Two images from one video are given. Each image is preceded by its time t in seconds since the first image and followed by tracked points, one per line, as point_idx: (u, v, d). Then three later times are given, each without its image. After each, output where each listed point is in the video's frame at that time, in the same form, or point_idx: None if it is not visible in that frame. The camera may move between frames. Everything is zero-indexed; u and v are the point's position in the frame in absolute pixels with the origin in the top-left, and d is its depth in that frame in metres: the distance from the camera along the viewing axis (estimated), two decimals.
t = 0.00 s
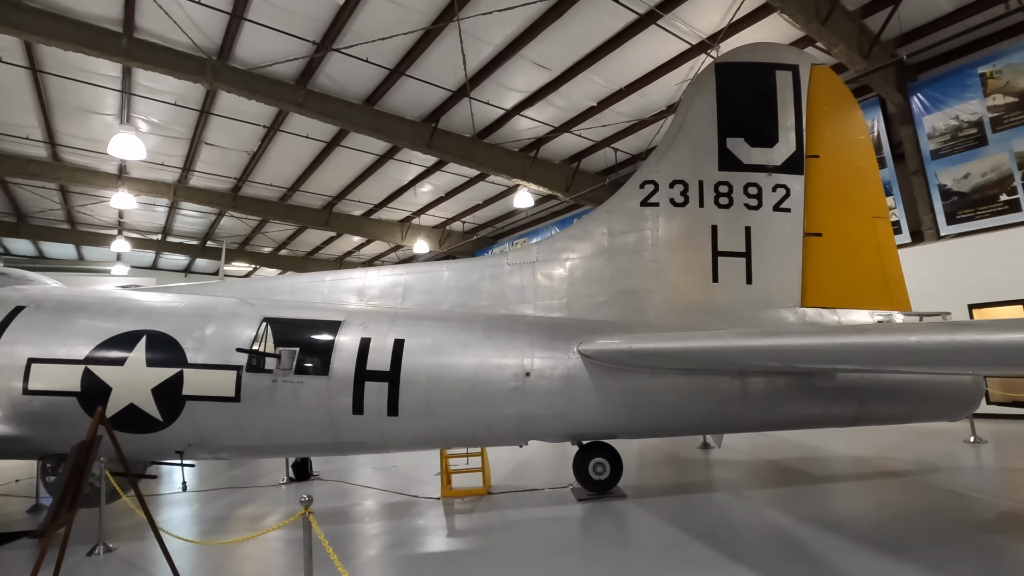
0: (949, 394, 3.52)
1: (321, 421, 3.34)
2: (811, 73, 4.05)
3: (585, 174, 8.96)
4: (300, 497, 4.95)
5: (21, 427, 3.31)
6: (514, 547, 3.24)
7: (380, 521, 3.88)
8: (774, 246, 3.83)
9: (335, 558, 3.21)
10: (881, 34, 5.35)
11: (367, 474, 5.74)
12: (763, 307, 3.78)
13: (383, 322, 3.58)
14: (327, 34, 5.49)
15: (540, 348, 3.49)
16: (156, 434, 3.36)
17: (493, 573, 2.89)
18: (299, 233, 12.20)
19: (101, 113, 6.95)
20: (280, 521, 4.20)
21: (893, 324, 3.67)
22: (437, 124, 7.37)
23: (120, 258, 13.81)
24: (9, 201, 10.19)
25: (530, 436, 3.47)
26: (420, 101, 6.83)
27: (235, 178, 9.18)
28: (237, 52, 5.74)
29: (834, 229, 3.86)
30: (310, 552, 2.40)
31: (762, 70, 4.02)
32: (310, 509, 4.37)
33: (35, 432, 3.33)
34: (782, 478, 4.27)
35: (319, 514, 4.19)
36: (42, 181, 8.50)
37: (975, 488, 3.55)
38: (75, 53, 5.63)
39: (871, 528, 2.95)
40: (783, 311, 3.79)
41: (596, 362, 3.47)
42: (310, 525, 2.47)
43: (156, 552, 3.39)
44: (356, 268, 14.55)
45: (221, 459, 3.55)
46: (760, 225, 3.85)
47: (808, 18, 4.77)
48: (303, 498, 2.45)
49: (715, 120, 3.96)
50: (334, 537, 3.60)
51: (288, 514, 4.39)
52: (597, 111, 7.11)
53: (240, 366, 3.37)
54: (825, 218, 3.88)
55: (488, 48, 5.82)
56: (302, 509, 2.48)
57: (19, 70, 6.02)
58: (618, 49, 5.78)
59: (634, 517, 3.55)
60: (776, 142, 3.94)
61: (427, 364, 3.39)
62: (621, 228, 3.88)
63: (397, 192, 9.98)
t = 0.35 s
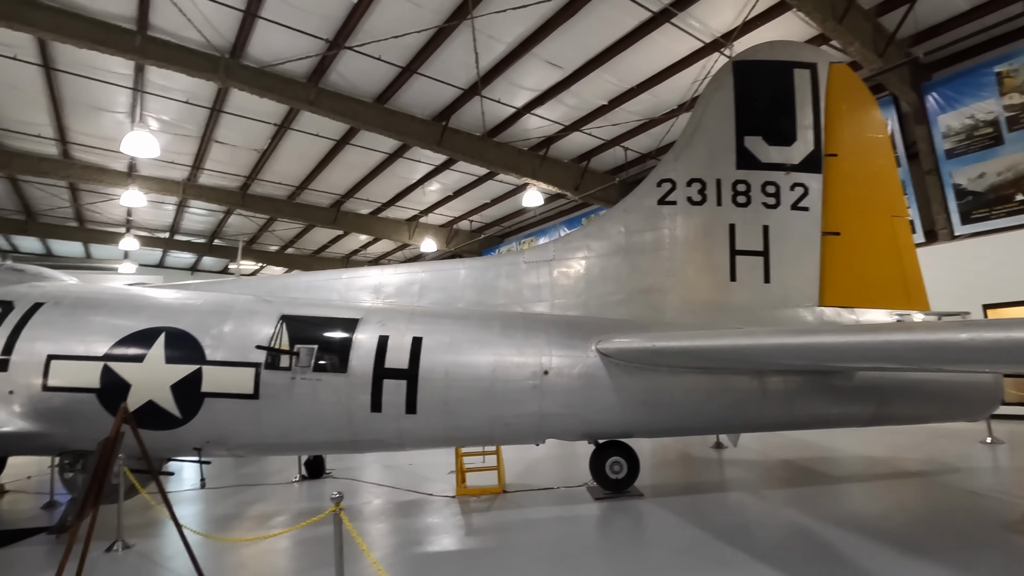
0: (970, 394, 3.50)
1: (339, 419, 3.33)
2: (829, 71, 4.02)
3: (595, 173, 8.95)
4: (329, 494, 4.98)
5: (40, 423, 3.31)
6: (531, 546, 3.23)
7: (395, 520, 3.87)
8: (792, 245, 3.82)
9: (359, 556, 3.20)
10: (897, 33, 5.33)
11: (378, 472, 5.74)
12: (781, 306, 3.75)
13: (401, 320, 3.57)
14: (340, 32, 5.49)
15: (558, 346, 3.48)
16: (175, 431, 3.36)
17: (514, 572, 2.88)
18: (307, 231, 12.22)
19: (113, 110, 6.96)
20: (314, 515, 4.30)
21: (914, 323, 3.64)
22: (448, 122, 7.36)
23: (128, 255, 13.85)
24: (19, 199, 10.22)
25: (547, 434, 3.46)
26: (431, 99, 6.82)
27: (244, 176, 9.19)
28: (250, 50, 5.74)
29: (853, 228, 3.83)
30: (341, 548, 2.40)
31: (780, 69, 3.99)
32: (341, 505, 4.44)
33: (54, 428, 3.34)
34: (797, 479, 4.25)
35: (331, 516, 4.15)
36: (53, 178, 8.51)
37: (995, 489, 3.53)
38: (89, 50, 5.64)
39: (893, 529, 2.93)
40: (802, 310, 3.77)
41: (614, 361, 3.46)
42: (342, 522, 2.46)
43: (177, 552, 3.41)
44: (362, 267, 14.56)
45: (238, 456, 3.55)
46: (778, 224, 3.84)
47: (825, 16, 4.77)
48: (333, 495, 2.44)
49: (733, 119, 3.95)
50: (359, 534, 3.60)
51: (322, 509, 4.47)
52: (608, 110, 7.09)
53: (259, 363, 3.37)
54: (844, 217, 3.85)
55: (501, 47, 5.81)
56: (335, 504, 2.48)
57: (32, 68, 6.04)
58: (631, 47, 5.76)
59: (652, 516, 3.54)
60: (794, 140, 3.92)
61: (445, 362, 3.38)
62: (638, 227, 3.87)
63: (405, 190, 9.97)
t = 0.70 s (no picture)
0: (993, 393, 3.45)
1: (355, 415, 3.31)
2: (849, 67, 3.99)
3: (603, 171, 8.92)
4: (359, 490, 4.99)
5: (56, 418, 3.29)
6: (550, 545, 3.20)
7: (413, 516, 3.87)
8: (812, 242, 3.78)
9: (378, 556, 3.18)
10: (913, 30, 5.31)
11: (389, 470, 5.71)
12: (800, 303, 3.72)
13: (417, 316, 3.54)
14: (352, 27, 5.46)
15: (576, 343, 3.46)
16: (191, 427, 3.33)
17: (535, 571, 2.86)
18: (313, 229, 12.20)
19: (122, 106, 6.94)
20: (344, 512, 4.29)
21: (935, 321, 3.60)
22: (457, 119, 7.33)
23: (133, 252, 13.84)
24: (26, 195, 10.21)
25: (565, 432, 3.44)
26: (441, 95, 6.79)
27: (252, 173, 9.17)
28: (261, 45, 5.71)
29: (874, 225, 3.79)
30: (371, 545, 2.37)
31: (800, 64, 3.95)
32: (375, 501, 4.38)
33: (68, 424, 3.32)
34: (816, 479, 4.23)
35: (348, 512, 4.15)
36: (60, 174, 8.50)
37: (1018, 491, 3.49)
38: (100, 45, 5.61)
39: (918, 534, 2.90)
40: (821, 307, 3.73)
41: (633, 358, 3.42)
42: (372, 518, 2.43)
43: (195, 550, 3.40)
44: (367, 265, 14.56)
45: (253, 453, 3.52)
46: (797, 221, 3.80)
47: (843, 12, 4.78)
48: (362, 492, 2.40)
49: (752, 115, 3.91)
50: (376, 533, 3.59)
51: (349, 506, 4.44)
52: (618, 107, 7.05)
53: (275, 358, 3.34)
54: (864, 214, 3.81)
55: (513, 42, 5.77)
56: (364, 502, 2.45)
57: (42, 63, 6.01)
58: (644, 43, 5.72)
59: (670, 516, 3.51)
60: (814, 136, 3.88)
61: (463, 358, 3.35)
62: (657, 223, 3.84)
63: (412, 188, 9.94)
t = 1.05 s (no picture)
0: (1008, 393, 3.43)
1: (366, 415, 3.26)
2: (861, 65, 3.96)
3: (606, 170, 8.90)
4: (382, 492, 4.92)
5: (59, 418, 3.23)
6: (563, 547, 3.16)
7: (424, 516, 3.84)
8: (824, 240, 3.76)
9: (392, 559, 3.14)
10: (920, 30, 5.32)
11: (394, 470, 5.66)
12: (813, 302, 3.70)
13: (428, 314, 3.49)
14: (357, 23, 5.41)
15: (589, 342, 3.42)
16: (198, 427, 3.28)
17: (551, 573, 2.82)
18: (312, 227, 12.13)
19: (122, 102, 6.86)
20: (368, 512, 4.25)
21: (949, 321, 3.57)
22: (461, 117, 7.29)
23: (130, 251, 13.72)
24: (21, 192, 10.09)
25: (578, 432, 3.40)
26: (445, 93, 6.74)
27: (252, 171, 9.09)
28: (264, 41, 5.65)
29: (886, 224, 3.76)
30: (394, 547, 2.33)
31: (812, 62, 3.92)
32: (395, 502, 4.30)
33: (72, 424, 3.26)
34: (827, 480, 4.20)
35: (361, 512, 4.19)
36: (57, 171, 8.40)
37: None
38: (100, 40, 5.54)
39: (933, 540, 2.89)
40: (834, 307, 3.71)
41: (647, 357, 3.39)
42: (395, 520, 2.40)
43: (208, 551, 3.36)
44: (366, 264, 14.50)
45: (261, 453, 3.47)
46: (810, 219, 3.78)
47: (853, 10, 4.83)
48: (385, 493, 2.37)
49: (764, 112, 3.88)
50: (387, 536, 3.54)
51: (355, 507, 4.39)
52: (622, 105, 7.02)
53: (284, 357, 3.29)
54: (877, 213, 3.78)
55: (518, 39, 5.73)
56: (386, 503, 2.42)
57: (41, 58, 5.93)
58: (651, 41, 5.69)
59: (683, 518, 3.48)
60: (826, 134, 3.85)
61: (475, 357, 3.31)
62: (669, 221, 3.80)
63: (413, 186, 9.89)
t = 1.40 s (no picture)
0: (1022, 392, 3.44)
1: (379, 411, 3.23)
2: (875, 64, 3.94)
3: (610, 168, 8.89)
4: (411, 491, 4.84)
5: (69, 413, 3.19)
6: (578, 545, 3.15)
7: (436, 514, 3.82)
8: (838, 238, 3.75)
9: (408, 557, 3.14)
10: (931, 29, 5.33)
11: (400, 468, 5.63)
12: (826, 300, 3.69)
13: (441, 310, 3.47)
14: (365, 18, 5.37)
15: (603, 339, 3.40)
16: (210, 423, 3.25)
17: (569, 571, 2.81)
18: (313, 224, 12.07)
19: (126, 96, 6.81)
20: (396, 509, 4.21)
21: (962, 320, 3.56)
22: (467, 114, 7.26)
23: (129, 247, 13.64)
24: (21, 186, 10.01)
25: (592, 430, 3.38)
26: (452, 89, 6.70)
27: (255, 167, 9.04)
28: (272, 35, 5.60)
29: (901, 223, 3.75)
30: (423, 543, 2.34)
31: (826, 60, 3.91)
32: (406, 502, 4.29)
33: (83, 419, 3.22)
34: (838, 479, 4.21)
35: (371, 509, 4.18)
36: (58, 165, 8.33)
37: None
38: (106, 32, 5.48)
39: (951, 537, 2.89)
40: (847, 305, 3.70)
41: (662, 354, 3.38)
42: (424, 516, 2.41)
43: (225, 548, 3.34)
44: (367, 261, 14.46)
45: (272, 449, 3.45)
46: (823, 218, 3.77)
47: (865, 9, 4.82)
48: (413, 490, 2.36)
49: (778, 110, 3.86)
50: (399, 534, 3.52)
51: (364, 504, 4.37)
52: (629, 103, 7.00)
53: (297, 353, 3.26)
54: (890, 212, 3.77)
55: (527, 36, 5.70)
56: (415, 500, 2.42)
57: (45, 50, 5.87)
58: (660, 38, 5.67)
59: (695, 516, 3.47)
60: (841, 133, 3.84)
61: (489, 354, 3.29)
62: (682, 219, 3.79)
63: (416, 183, 9.85)
